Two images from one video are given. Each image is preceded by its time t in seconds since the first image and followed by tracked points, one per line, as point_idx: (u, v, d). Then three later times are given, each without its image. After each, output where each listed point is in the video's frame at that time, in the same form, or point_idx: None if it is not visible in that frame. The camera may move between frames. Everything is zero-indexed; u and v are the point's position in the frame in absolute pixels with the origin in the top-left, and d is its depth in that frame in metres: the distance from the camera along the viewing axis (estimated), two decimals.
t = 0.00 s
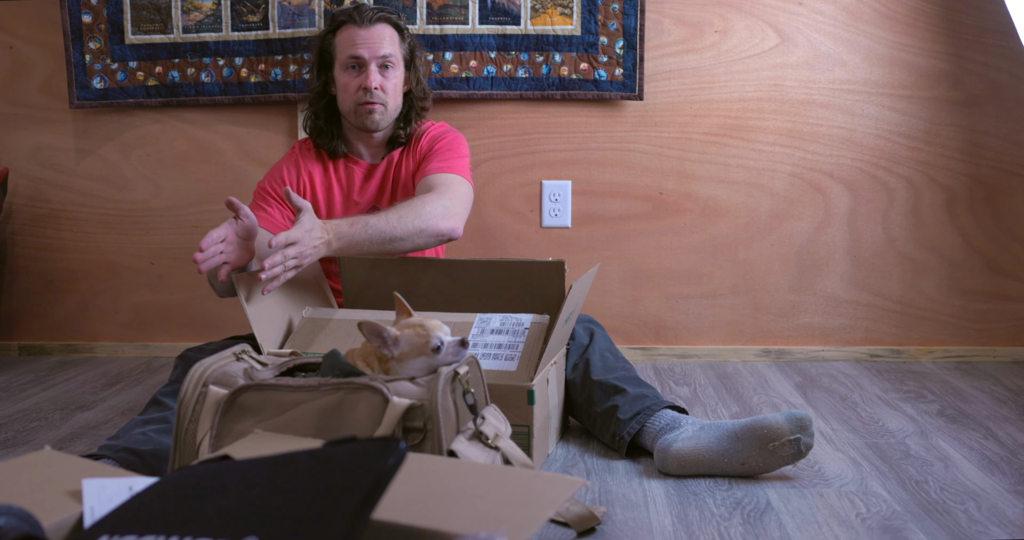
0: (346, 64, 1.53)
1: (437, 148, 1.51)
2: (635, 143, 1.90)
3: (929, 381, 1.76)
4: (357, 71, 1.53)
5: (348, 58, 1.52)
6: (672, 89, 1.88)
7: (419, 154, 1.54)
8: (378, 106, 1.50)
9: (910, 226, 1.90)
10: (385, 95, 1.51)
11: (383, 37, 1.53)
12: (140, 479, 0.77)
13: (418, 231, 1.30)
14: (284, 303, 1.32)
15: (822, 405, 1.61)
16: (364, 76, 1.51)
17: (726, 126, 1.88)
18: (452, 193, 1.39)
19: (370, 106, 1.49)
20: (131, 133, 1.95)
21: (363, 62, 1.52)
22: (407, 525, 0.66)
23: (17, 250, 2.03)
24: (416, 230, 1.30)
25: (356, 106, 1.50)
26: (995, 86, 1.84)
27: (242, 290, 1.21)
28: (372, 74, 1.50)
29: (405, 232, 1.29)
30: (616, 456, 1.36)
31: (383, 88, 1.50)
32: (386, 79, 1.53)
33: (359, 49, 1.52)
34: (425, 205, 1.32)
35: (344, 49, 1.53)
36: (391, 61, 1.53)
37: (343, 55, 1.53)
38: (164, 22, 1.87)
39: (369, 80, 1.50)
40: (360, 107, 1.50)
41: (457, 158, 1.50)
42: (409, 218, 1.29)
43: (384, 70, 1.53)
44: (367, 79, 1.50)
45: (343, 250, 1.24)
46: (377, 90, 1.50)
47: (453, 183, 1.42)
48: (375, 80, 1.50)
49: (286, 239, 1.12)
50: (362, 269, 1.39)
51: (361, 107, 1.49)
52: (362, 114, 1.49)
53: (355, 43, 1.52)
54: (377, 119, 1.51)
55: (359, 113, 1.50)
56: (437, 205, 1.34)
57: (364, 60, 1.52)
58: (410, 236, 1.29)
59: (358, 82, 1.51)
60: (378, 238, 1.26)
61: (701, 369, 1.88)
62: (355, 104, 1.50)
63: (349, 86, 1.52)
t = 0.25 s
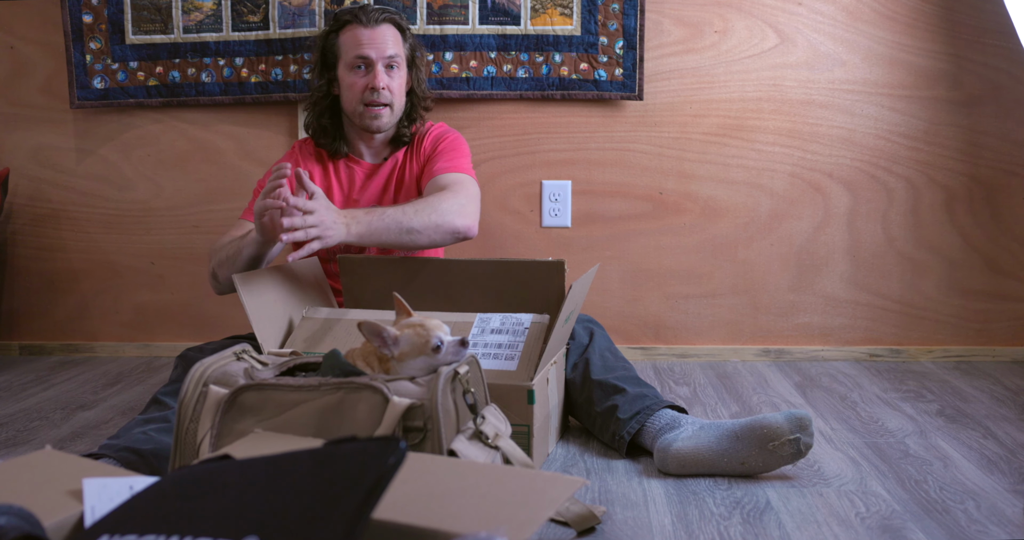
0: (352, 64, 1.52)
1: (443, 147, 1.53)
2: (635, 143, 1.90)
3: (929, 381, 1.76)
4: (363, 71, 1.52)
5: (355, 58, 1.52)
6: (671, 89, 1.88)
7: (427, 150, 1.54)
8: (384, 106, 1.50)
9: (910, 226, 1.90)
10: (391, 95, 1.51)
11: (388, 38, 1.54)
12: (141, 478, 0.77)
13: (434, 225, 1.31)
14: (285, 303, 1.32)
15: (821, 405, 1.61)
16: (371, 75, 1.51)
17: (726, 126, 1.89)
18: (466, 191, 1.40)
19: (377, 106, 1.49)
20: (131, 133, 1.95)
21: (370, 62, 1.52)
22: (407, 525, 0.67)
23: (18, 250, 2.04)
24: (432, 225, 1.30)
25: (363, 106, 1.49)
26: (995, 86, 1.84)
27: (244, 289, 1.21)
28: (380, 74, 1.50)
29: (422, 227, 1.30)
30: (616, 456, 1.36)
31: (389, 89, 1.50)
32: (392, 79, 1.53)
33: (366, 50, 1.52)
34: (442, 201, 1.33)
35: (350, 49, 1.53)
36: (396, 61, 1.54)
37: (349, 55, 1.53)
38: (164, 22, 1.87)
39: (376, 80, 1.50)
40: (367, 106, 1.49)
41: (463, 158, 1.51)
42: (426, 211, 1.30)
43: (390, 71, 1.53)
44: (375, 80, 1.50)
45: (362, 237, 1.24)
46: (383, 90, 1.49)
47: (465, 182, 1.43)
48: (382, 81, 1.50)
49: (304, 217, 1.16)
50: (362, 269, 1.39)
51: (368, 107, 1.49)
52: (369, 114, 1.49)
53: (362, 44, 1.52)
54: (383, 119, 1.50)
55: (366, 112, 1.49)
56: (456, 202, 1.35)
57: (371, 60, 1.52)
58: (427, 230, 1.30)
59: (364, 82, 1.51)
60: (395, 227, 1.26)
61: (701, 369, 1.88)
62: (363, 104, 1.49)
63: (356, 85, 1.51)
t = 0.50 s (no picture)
0: (343, 68, 1.53)
1: (456, 150, 1.58)
2: (635, 143, 1.90)
3: (928, 380, 1.76)
4: (354, 75, 1.53)
5: (344, 62, 1.52)
6: (671, 89, 1.88)
7: (439, 150, 1.58)
8: (375, 109, 1.50)
9: (910, 225, 1.90)
10: (382, 98, 1.51)
11: (377, 40, 1.53)
12: (142, 478, 0.77)
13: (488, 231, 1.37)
14: (285, 302, 1.32)
15: (821, 404, 1.61)
16: (361, 79, 1.51)
17: (726, 126, 1.89)
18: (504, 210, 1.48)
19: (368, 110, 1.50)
20: (131, 133, 1.96)
21: (359, 66, 1.52)
22: (407, 524, 0.67)
23: (18, 250, 2.04)
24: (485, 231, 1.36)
25: (354, 110, 1.50)
26: (994, 86, 1.84)
27: (244, 289, 1.21)
28: (369, 77, 1.50)
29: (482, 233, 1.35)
30: (616, 455, 1.36)
31: (379, 92, 1.51)
32: (382, 81, 1.53)
33: (355, 53, 1.51)
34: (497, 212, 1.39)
35: (340, 53, 1.53)
36: (386, 63, 1.53)
37: (339, 59, 1.53)
38: (165, 22, 1.87)
39: (366, 84, 1.50)
40: (358, 110, 1.50)
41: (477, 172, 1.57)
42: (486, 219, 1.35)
43: (380, 73, 1.53)
44: (364, 83, 1.50)
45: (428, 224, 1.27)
46: (373, 93, 1.50)
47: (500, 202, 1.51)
48: (372, 84, 1.50)
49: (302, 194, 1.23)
50: (362, 269, 1.39)
51: (359, 111, 1.50)
52: (360, 118, 1.50)
53: (351, 48, 1.52)
54: (377, 121, 1.51)
55: (359, 117, 1.50)
56: (511, 219, 1.47)
57: (360, 64, 1.52)
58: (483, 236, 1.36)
59: (354, 86, 1.51)
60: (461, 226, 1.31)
61: (701, 369, 1.88)
62: (353, 108, 1.50)
63: (347, 90, 1.52)
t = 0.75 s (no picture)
0: (323, 81, 1.53)
1: (461, 149, 1.61)
2: (634, 143, 1.90)
3: (927, 380, 1.76)
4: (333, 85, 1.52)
5: (322, 75, 1.52)
6: (671, 89, 1.88)
7: (443, 149, 1.61)
8: (361, 113, 1.49)
9: (909, 225, 1.90)
10: (364, 101, 1.50)
11: (347, 45, 1.51)
12: (142, 477, 0.77)
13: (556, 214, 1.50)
14: (286, 302, 1.33)
15: (820, 404, 1.61)
16: (338, 88, 1.50)
17: (726, 126, 1.89)
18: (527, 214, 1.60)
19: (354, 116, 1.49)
20: (132, 133, 1.96)
21: (335, 74, 1.51)
22: (407, 523, 0.67)
23: (19, 250, 2.04)
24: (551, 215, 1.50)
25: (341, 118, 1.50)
26: (994, 86, 1.84)
27: (245, 289, 1.22)
28: (344, 84, 1.49)
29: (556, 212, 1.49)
30: (615, 455, 1.37)
31: (358, 95, 1.49)
32: (360, 84, 1.51)
33: (328, 64, 1.51)
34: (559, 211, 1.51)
35: (318, 67, 1.53)
36: (360, 65, 1.50)
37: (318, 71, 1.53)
38: (165, 22, 1.87)
39: (343, 92, 1.49)
40: (345, 117, 1.50)
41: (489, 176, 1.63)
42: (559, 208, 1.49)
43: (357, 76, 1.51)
44: (342, 91, 1.49)
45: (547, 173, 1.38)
46: (353, 99, 1.49)
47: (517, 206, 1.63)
48: (348, 91, 1.49)
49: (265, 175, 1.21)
50: (362, 268, 1.40)
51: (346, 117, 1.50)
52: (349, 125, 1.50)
53: (324, 59, 1.51)
54: (367, 124, 1.51)
55: (348, 124, 1.50)
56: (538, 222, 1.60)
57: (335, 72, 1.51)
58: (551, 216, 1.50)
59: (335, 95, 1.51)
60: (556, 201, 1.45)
61: (701, 368, 1.89)
62: (340, 116, 1.50)
63: (331, 100, 1.52)
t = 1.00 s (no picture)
0: (340, 65, 1.55)
1: (462, 148, 1.63)
2: (634, 143, 1.90)
3: (927, 380, 1.76)
4: (351, 70, 1.54)
5: (340, 58, 1.54)
6: (671, 89, 1.88)
7: (443, 148, 1.63)
8: (374, 101, 1.51)
9: (908, 225, 1.91)
10: (380, 88, 1.52)
11: (371, 33, 1.54)
12: (143, 476, 0.78)
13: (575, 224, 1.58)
14: (287, 302, 1.33)
15: (819, 404, 1.61)
16: (356, 72, 1.52)
17: (725, 126, 1.89)
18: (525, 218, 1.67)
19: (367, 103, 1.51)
20: (133, 133, 1.96)
21: (354, 59, 1.53)
22: (407, 523, 0.67)
23: (19, 250, 2.04)
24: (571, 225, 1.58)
25: (353, 104, 1.51)
26: (993, 86, 1.85)
27: (245, 289, 1.22)
28: (364, 69, 1.51)
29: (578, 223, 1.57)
30: (615, 454, 1.37)
31: (376, 82, 1.51)
32: (379, 71, 1.53)
33: (349, 48, 1.53)
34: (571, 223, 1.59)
35: (336, 51, 1.55)
36: (382, 53, 1.54)
37: (335, 57, 1.55)
38: (166, 22, 1.87)
39: (361, 76, 1.51)
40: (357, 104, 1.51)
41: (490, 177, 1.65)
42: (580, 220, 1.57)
43: (376, 63, 1.53)
44: (360, 76, 1.51)
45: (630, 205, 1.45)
46: (370, 85, 1.51)
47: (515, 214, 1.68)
48: (367, 75, 1.51)
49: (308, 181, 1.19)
50: (362, 268, 1.40)
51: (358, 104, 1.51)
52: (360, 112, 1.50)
53: (346, 43, 1.54)
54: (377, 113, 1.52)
55: (359, 111, 1.51)
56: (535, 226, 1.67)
57: (355, 57, 1.53)
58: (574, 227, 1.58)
59: (351, 80, 1.53)
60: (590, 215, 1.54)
61: (700, 368, 1.89)
62: (353, 102, 1.51)
63: (345, 85, 1.53)
